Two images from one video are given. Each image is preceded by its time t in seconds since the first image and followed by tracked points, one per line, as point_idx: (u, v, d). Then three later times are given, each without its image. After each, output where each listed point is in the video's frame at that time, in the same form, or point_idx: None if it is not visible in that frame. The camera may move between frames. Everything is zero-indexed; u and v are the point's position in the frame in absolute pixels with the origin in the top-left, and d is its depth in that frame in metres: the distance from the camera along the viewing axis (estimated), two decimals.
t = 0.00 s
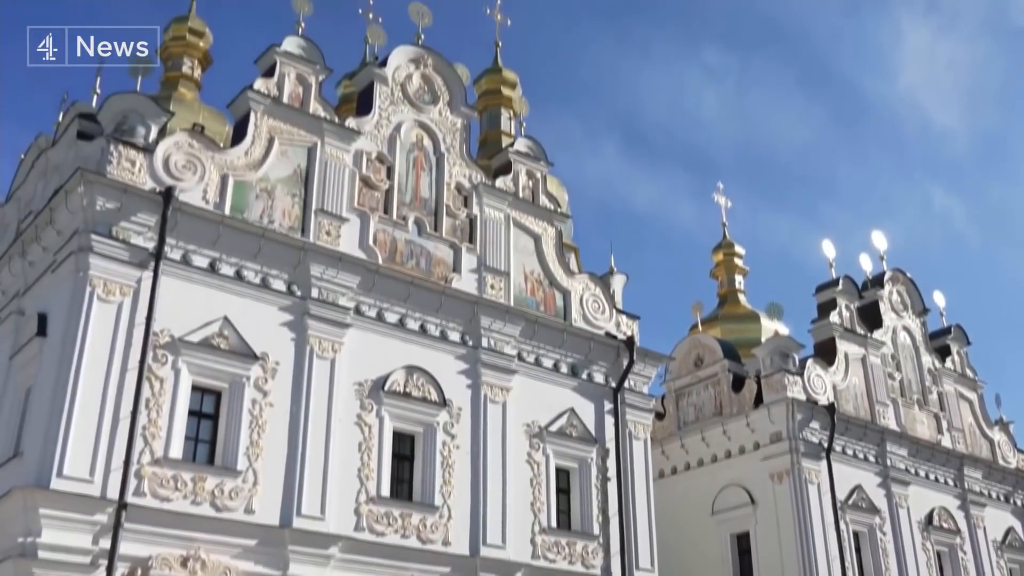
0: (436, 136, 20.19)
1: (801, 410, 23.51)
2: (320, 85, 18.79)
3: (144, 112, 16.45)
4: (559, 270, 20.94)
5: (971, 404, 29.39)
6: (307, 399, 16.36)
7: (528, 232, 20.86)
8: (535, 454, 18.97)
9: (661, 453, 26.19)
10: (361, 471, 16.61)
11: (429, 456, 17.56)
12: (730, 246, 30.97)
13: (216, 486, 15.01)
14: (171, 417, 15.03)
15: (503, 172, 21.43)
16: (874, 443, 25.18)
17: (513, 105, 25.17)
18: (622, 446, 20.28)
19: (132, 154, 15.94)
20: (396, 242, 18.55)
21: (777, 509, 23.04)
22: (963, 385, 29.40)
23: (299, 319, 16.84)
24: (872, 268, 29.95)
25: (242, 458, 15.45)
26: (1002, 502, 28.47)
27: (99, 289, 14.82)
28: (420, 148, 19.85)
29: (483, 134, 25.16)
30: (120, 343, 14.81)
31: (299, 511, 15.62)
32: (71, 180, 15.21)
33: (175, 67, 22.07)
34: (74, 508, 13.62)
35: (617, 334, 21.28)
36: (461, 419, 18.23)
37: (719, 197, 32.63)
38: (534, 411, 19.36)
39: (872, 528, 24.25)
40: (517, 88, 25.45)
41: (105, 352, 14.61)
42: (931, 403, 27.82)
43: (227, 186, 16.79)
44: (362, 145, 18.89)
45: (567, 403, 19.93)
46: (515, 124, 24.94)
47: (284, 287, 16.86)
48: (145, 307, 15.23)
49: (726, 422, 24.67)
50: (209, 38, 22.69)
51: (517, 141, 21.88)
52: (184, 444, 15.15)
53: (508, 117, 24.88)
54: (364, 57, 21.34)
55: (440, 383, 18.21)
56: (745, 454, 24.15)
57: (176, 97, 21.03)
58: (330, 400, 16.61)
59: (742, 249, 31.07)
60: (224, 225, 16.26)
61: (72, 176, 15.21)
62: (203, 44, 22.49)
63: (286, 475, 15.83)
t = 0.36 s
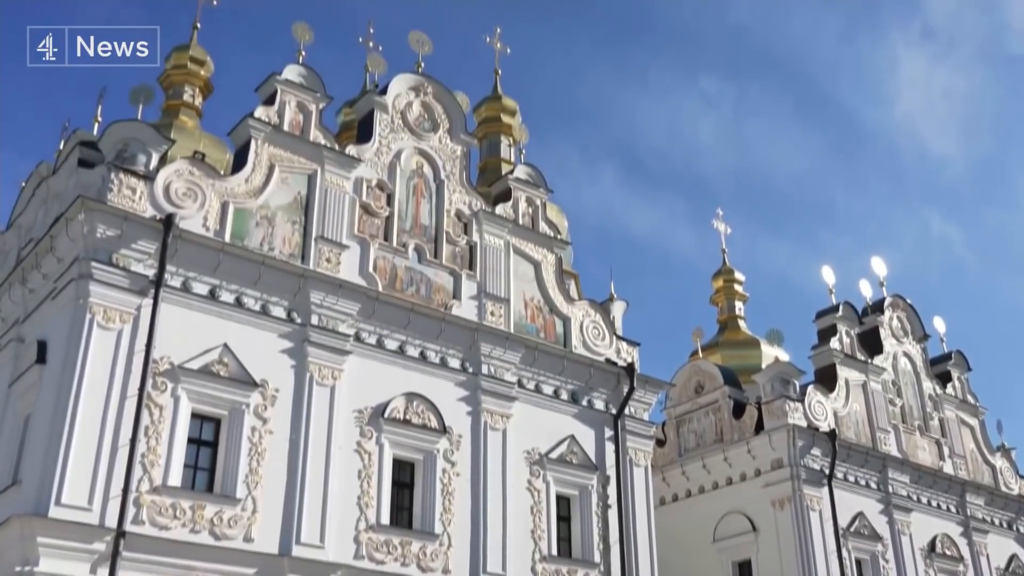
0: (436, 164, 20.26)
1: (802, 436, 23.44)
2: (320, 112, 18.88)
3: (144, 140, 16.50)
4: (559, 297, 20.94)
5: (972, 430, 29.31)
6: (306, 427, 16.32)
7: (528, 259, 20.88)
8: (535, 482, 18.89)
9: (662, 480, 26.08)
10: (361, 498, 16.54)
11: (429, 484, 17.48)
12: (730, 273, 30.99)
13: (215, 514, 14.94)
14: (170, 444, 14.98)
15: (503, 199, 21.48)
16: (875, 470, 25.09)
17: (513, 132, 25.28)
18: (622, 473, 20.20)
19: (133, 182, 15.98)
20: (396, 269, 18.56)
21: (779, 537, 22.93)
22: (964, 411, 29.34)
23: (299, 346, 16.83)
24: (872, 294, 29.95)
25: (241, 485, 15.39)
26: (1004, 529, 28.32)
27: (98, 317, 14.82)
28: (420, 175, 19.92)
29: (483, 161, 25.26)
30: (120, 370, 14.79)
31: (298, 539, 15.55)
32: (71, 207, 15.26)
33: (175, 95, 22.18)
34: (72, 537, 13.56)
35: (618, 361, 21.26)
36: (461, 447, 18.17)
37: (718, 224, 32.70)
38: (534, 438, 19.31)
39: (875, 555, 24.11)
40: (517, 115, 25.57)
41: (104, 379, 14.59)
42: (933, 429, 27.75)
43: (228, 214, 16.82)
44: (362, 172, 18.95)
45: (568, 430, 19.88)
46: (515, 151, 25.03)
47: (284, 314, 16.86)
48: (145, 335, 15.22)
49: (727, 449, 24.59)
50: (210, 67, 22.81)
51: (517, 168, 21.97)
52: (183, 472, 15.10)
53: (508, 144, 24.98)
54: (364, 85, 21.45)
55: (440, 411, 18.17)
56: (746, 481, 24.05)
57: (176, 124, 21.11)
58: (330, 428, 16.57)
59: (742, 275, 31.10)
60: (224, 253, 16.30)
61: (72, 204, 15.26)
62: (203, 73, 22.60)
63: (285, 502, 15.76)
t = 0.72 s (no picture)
0: (436, 182, 20.31)
1: (803, 454, 23.39)
2: (320, 131, 18.92)
3: (144, 158, 16.59)
4: (559, 315, 20.94)
5: (973, 448, 29.25)
6: (306, 445, 16.28)
7: (528, 277, 20.89)
8: (535, 500, 18.84)
9: (662, 499, 26.01)
10: (361, 517, 16.49)
11: (429, 503, 17.43)
12: (730, 290, 31.00)
13: (214, 533, 14.88)
14: (169, 463, 14.94)
15: (502, 217, 21.52)
16: (876, 488, 25.02)
17: (513, 151, 25.34)
18: (623, 491, 20.14)
19: (133, 201, 16.00)
20: (396, 287, 18.56)
21: (780, 556, 22.85)
22: (966, 429, 29.29)
23: (299, 364, 16.81)
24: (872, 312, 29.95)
25: (240, 504, 15.34)
26: (1007, 547, 28.22)
27: (98, 335, 14.81)
28: (420, 193, 19.96)
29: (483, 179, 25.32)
30: (119, 389, 14.77)
31: (298, 558, 15.49)
32: (72, 226, 15.28)
33: (176, 114, 22.24)
34: (71, 556, 13.51)
35: (618, 379, 21.23)
36: (461, 465, 18.12)
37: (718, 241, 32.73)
38: (535, 456, 19.27)
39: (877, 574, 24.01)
40: (517, 134, 25.64)
41: (104, 397, 14.57)
42: (934, 447, 27.68)
43: (228, 232, 16.84)
44: (362, 191, 18.98)
45: (568, 448, 19.84)
46: (515, 170, 25.10)
47: (284, 332, 16.86)
48: (145, 353, 15.21)
49: (728, 467, 24.52)
50: (210, 86, 22.88)
51: (517, 186, 22.03)
52: (183, 491, 15.05)
53: (508, 162, 25.05)
54: (364, 104, 21.51)
55: (440, 429, 18.14)
56: (747, 499, 23.98)
57: (177, 143, 21.16)
58: (330, 447, 16.53)
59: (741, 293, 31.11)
60: (223, 271, 16.31)
61: (73, 222, 15.28)
62: (204, 92, 22.67)
63: (285, 521, 15.71)
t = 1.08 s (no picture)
0: (436, 191, 20.33)
1: (803, 463, 23.37)
2: (320, 140, 18.94)
3: (144, 167, 16.56)
4: (559, 324, 20.94)
5: (973, 456, 29.22)
6: (305, 454, 16.26)
7: (528, 286, 20.89)
8: (535, 509, 18.81)
9: (662, 508, 25.96)
10: (361, 526, 16.46)
11: (429, 512, 17.40)
12: (730, 299, 31.01)
13: (214, 542, 14.85)
14: (169, 472, 14.92)
15: (503, 226, 21.53)
16: (877, 497, 24.99)
17: (513, 160, 25.38)
18: (623, 500, 20.11)
19: (133, 210, 16.01)
20: (396, 296, 18.56)
21: (780, 565, 22.81)
22: (966, 438, 29.26)
23: (298, 373, 16.79)
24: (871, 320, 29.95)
25: (240, 513, 15.31)
26: (1007, 556, 28.16)
27: (98, 344, 14.80)
28: (420, 203, 19.97)
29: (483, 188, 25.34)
30: (119, 398, 14.76)
31: (297, 567, 15.46)
32: (72, 235, 15.28)
33: (176, 123, 22.27)
34: (70, 565, 13.47)
35: (618, 388, 21.22)
36: (461, 474, 18.10)
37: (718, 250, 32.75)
38: (535, 465, 19.25)
39: None
40: (517, 143, 25.67)
41: (103, 406, 14.56)
42: (934, 456, 27.64)
43: (228, 241, 16.85)
44: (362, 200, 18.99)
45: (568, 457, 19.82)
46: (515, 178, 25.12)
47: (283, 341, 16.86)
48: (144, 362, 15.20)
49: (728, 476, 24.49)
50: (210, 95, 22.91)
51: (517, 196, 22.05)
52: (182, 501, 15.03)
53: (507, 171, 25.08)
54: (364, 113, 21.54)
55: (440, 438, 18.12)
56: (748, 508, 23.94)
57: (177, 152, 21.18)
58: (330, 456, 16.51)
59: (741, 301, 31.11)
60: (223, 280, 16.32)
61: (73, 231, 15.29)
62: (204, 101, 22.70)
63: (285, 530, 15.68)
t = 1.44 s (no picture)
0: (436, 195, 20.33)
1: (803, 467, 23.36)
2: (320, 144, 18.95)
3: (144, 171, 16.63)
4: (559, 328, 20.94)
5: (973, 460, 29.21)
6: (305, 458, 16.24)
7: (528, 290, 20.89)
8: (535, 513, 18.79)
9: (662, 512, 25.93)
10: (361, 530, 16.45)
11: (428, 516, 17.39)
12: (730, 303, 31.01)
13: (213, 546, 14.84)
14: (169, 476, 14.91)
15: (502, 230, 21.53)
16: (877, 500, 24.97)
17: (513, 163, 25.39)
18: (623, 504, 20.10)
19: (133, 214, 16.01)
20: (396, 300, 18.57)
21: (780, 568, 22.80)
22: (966, 441, 29.25)
23: (298, 377, 16.79)
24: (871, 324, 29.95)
25: (239, 517, 15.29)
26: (1007, 560, 28.14)
27: (97, 348, 14.79)
28: (420, 206, 19.98)
29: (483, 192, 25.35)
30: (118, 402, 14.75)
31: (297, 572, 15.45)
32: (72, 239, 15.28)
33: (176, 127, 22.28)
34: (69, 570, 13.46)
35: (618, 391, 21.21)
36: (461, 478, 18.09)
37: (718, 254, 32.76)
38: (534, 469, 19.24)
39: None
40: (517, 147, 25.69)
41: (103, 411, 14.55)
42: (934, 459, 27.62)
43: (227, 245, 16.85)
44: (362, 204, 19.00)
45: (568, 461, 19.81)
46: (514, 182, 25.13)
47: (283, 345, 16.86)
48: (144, 366, 15.19)
49: (728, 480, 24.47)
50: (210, 99, 22.92)
51: (517, 199, 22.06)
52: (182, 505, 15.02)
53: (507, 175, 25.09)
54: (364, 117, 21.56)
55: (440, 442, 18.11)
56: (748, 512, 23.92)
57: (177, 156, 21.18)
58: (329, 460, 16.50)
59: (741, 305, 31.11)
60: (223, 284, 16.32)
61: (73, 235, 15.29)
62: (204, 105, 22.71)
63: (284, 533, 15.67)
